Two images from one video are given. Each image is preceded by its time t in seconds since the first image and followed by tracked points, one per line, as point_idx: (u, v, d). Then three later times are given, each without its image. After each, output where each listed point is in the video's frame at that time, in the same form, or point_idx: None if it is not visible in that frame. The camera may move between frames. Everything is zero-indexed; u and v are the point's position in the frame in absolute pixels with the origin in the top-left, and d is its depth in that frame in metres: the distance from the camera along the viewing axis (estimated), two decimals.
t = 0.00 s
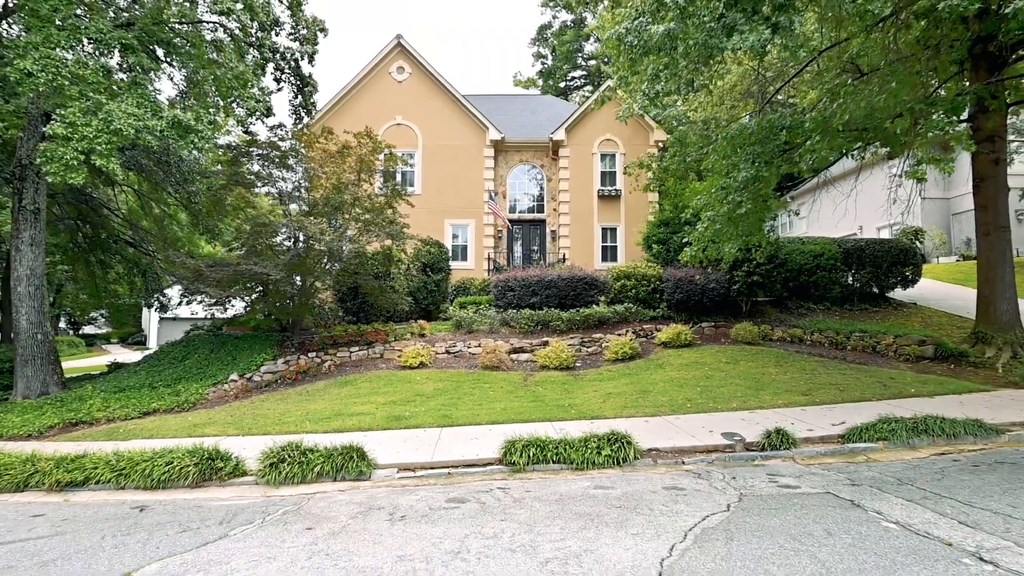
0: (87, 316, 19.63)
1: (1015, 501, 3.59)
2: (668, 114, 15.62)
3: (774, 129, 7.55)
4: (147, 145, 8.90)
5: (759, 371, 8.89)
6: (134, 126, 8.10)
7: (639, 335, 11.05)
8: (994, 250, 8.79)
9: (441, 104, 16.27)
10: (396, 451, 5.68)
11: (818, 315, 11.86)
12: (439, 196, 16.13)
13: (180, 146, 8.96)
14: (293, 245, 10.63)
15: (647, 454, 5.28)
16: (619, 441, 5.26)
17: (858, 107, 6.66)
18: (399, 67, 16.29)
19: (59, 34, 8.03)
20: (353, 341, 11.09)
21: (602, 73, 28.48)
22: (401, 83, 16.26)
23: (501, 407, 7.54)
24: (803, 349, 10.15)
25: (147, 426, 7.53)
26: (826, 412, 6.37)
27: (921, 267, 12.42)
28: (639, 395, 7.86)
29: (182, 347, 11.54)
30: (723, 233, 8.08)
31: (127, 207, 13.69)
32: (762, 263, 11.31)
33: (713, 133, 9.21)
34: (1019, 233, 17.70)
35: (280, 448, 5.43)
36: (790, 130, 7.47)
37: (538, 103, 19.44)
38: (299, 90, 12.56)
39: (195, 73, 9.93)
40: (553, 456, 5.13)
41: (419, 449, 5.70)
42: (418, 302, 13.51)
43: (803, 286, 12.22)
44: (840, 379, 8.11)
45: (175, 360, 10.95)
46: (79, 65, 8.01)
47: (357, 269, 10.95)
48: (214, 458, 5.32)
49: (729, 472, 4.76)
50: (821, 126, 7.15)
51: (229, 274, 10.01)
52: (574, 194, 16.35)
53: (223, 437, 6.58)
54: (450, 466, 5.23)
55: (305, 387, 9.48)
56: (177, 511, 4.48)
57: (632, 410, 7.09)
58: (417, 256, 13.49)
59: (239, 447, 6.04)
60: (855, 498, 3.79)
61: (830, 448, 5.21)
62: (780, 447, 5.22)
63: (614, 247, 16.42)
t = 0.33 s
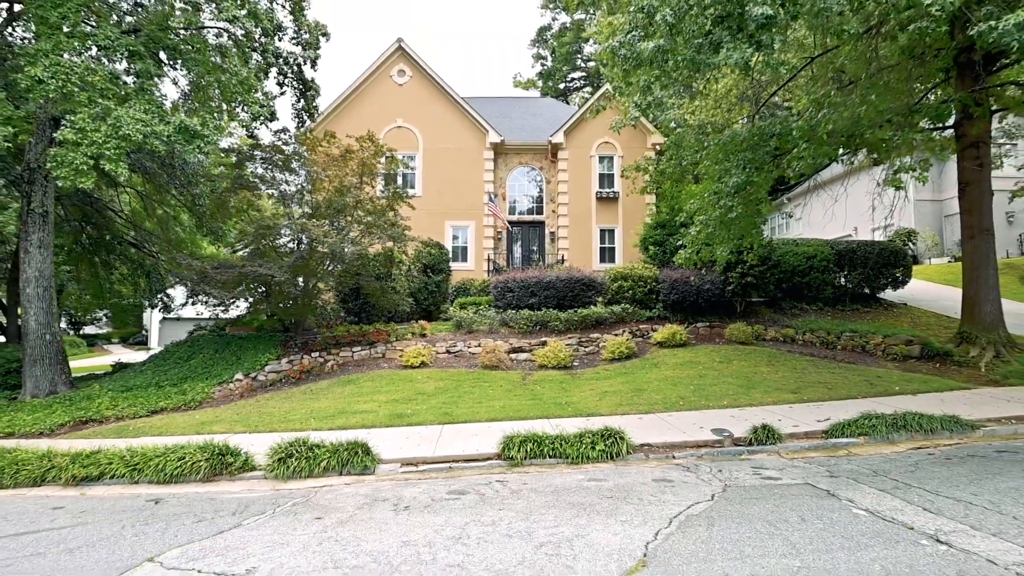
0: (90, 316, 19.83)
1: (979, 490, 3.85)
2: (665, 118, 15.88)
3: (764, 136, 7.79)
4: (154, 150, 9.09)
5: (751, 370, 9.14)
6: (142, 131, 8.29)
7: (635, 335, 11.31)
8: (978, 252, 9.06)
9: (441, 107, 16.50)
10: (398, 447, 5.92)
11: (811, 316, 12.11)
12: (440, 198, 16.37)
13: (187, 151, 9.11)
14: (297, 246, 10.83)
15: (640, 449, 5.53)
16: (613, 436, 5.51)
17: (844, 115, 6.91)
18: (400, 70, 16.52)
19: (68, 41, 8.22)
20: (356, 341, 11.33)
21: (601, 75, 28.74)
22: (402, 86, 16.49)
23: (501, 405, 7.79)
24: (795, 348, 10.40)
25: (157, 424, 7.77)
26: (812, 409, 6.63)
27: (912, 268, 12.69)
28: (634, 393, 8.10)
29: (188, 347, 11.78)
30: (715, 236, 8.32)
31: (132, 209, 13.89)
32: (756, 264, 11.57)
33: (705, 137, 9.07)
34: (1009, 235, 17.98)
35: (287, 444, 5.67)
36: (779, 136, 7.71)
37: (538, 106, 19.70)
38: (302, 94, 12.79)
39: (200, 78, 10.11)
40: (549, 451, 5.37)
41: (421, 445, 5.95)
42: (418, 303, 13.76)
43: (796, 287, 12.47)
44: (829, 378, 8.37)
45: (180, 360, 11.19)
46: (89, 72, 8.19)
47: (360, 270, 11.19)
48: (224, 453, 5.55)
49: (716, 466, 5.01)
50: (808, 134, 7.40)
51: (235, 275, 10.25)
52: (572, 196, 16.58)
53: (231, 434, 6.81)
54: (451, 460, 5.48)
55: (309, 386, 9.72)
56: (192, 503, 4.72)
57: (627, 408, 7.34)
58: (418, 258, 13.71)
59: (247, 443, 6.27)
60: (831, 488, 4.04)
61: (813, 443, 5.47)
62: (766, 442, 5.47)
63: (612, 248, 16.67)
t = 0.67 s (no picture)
0: (97, 316, 20.12)
1: (952, 481, 4.08)
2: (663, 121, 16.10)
3: (757, 142, 8.02)
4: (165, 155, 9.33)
5: (745, 369, 9.35)
6: (153, 137, 8.53)
7: (633, 335, 11.54)
8: (968, 254, 9.26)
9: (443, 110, 16.74)
10: (403, 443, 6.17)
11: (806, 316, 12.31)
12: (441, 201, 16.62)
13: (196, 156, 9.36)
14: (303, 248, 11.09)
15: (634, 444, 5.76)
16: (608, 432, 5.74)
17: (832, 123, 7.16)
18: (402, 74, 16.77)
19: (81, 50, 8.46)
20: (360, 340, 11.57)
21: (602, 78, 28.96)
22: (405, 90, 16.73)
23: (501, 402, 8.03)
24: (790, 348, 10.62)
25: (168, 421, 8.01)
26: (802, 406, 6.85)
27: (905, 269, 12.90)
28: (631, 392, 8.33)
29: (195, 346, 12.04)
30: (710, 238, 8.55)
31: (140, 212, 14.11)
32: (751, 265, 11.80)
33: (700, 142, 9.14)
34: (1004, 236, 18.18)
35: (297, 439, 5.91)
36: (771, 143, 7.95)
37: (538, 109, 19.94)
38: (306, 99, 13.04)
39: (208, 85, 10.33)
40: (547, 446, 5.60)
41: (425, 440, 6.19)
42: (420, 303, 14.00)
43: (792, 287, 12.68)
44: (821, 376, 8.60)
45: (188, 359, 11.44)
46: (102, 80, 8.43)
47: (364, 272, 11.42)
48: (237, 448, 5.79)
49: (707, 460, 5.25)
50: (798, 140, 7.64)
51: (242, 277, 10.50)
52: (572, 198, 16.80)
53: (240, 431, 7.05)
54: (454, 455, 5.71)
55: (314, 385, 9.95)
56: (208, 495, 4.96)
57: (623, 406, 7.58)
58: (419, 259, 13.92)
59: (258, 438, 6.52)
60: (812, 479, 4.28)
61: (801, 438, 5.70)
62: (756, 437, 5.70)
63: (611, 249, 16.89)
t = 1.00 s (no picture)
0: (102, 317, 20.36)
1: (928, 475, 4.31)
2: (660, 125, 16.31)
3: (750, 147, 8.23)
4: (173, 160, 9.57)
5: (740, 368, 9.57)
6: (163, 143, 8.77)
7: (631, 335, 11.76)
8: (958, 256, 9.46)
9: (444, 114, 16.97)
10: (407, 439, 6.39)
11: (801, 317, 12.52)
12: (441, 203, 16.86)
13: (204, 161, 9.61)
14: (307, 250, 11.33)
15: (629, 441, 5.99)
16: (604, 428, 5.96)
17: (821, 130, 7.39)
18: (404, 78, 17.01)
19: (93, 58, 8.70)
20: (362, 341, 11.80)
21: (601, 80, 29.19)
22: (406, 93, 16.96)
23: (501, 401, 8.26)
24: (784, 348, 10.83)
25: (177, 418, 8.25)
26: (793, 404, 7.07)
27: (898, 271, 13.14)
28: (627, 391, 8.55)
29: (202, 346, 12.27)
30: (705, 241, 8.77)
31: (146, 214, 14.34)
32: (747, 267, 12.02)
33: (695, 146, 9.35)
34: (999, 237, 18.38)
35: (304, 435, 6.14)
36: (762, 149, 8.17)
37: (538, 112, 20.16)
38: (310, 104, 13.27)
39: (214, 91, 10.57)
40: (545, 443, 5.83)
41: (428, 437, 6.41)
42: (422, 304, 14.22)
43: (787, 288, 12.88)
44: (813, 376, 8.82)
45: (195, 359, 11.67)
46: (113, 88, 8.67)
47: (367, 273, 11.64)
48: (247, 444, 6.02)
49: (698, 456, 5.47)
50: (789, 146, 7.87)
51: (247, 278, 10.73)
52: (571, 200, 17.02)
53: (248, 428, 7.28)
54: (455, 451, 5.94)
55: (318, 384, 10.18)
56: (221, 488, 5.20)
57: (619, 404, 7.81)
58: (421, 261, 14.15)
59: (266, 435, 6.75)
60: (797, 473, 4.50)
61: (789, 435, 5.92)
62: (746, 434, 5.92)
63: (610, 251, 17.11)
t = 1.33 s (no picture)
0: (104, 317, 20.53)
1: (905, 468, 4.54)
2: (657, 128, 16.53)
3: (743, 152, 8.45)
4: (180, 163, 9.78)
5: (733, 368, 9.79)
6: (170, 148, 8.97)
7: (628, 335, 11.97)
8: (947, 258, 9.68)
9: (444, 117, 17.18)
10: (409, 436, 6.60)
11: (794, 317, 12.75)
12: (442, 204, 17.08)
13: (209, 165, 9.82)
14: (309, 252, 11.54)
15: (623, 437, 6.20)
16: (599, 426, 6.18)
17: (811, 136, 7.61)
18: (404, 81, 17.20)
19: (102, 65, 8.90)
20: (364, 340, 12.01)
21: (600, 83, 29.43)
22: (406, 96, 17.17)
23: (500, 399, 8.48)
24: (777, 348, 11.06)
25: (184, 416, 8.46)
26: (783, 402, 7.29)
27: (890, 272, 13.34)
28: (623, 390, 8.76)
29: (206, 346, 12.48)
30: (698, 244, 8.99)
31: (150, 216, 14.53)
32: (741, 268, 12.24)
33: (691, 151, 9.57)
34: (992, 238, 18.64)
35: (309, 432, 6.35)
36: (755, 154, 8.40)
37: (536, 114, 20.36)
38: (312, 107, 13.46)
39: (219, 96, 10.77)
40: (542, 439, 6.04)
41: (429, 434, 6.63)
42: (422, 304, 14.43)
43: (781, 289, 13.10)
44: (804, 375, 9.04)
45: (199, 358, 11.88)
46: (122, 93, 8.87)
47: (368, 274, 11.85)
48: (255, 440, 6.24)
49: (689, 451, 5.70)
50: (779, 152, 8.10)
51: (251, 279, 10.93)
52: (569, 202, 17.25)
53: (254, 425, 7.49)
54: (456, 447, 6.15)
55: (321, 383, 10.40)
56: (231, 482, 5.41)
57: (614, 403, 8.02)
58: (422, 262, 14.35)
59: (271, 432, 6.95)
60: (781, 467, 4.72)
61: (777, 432, 6.14)
62: (736, 431, 6.14)
63: (607, 252, 17.33)
